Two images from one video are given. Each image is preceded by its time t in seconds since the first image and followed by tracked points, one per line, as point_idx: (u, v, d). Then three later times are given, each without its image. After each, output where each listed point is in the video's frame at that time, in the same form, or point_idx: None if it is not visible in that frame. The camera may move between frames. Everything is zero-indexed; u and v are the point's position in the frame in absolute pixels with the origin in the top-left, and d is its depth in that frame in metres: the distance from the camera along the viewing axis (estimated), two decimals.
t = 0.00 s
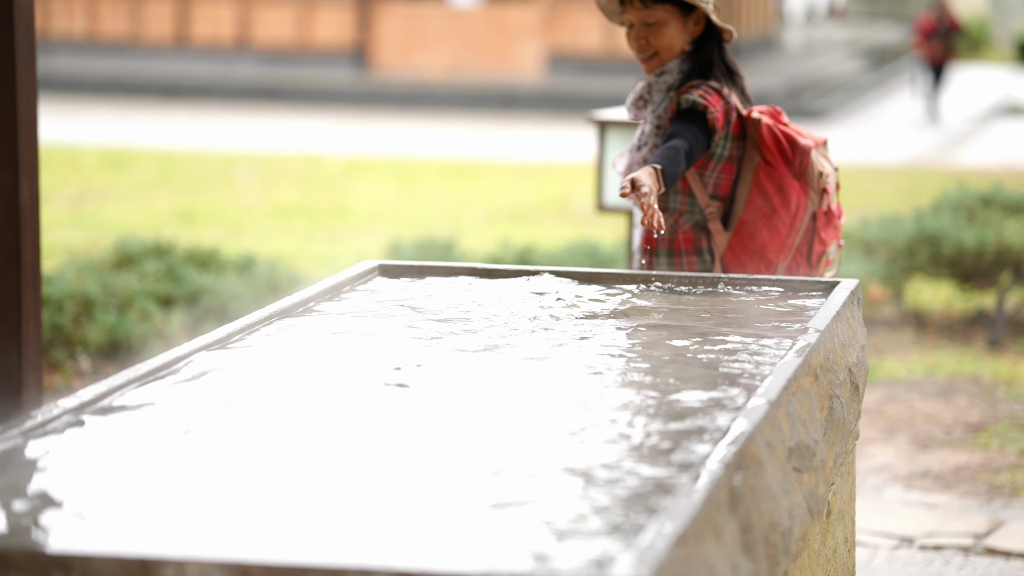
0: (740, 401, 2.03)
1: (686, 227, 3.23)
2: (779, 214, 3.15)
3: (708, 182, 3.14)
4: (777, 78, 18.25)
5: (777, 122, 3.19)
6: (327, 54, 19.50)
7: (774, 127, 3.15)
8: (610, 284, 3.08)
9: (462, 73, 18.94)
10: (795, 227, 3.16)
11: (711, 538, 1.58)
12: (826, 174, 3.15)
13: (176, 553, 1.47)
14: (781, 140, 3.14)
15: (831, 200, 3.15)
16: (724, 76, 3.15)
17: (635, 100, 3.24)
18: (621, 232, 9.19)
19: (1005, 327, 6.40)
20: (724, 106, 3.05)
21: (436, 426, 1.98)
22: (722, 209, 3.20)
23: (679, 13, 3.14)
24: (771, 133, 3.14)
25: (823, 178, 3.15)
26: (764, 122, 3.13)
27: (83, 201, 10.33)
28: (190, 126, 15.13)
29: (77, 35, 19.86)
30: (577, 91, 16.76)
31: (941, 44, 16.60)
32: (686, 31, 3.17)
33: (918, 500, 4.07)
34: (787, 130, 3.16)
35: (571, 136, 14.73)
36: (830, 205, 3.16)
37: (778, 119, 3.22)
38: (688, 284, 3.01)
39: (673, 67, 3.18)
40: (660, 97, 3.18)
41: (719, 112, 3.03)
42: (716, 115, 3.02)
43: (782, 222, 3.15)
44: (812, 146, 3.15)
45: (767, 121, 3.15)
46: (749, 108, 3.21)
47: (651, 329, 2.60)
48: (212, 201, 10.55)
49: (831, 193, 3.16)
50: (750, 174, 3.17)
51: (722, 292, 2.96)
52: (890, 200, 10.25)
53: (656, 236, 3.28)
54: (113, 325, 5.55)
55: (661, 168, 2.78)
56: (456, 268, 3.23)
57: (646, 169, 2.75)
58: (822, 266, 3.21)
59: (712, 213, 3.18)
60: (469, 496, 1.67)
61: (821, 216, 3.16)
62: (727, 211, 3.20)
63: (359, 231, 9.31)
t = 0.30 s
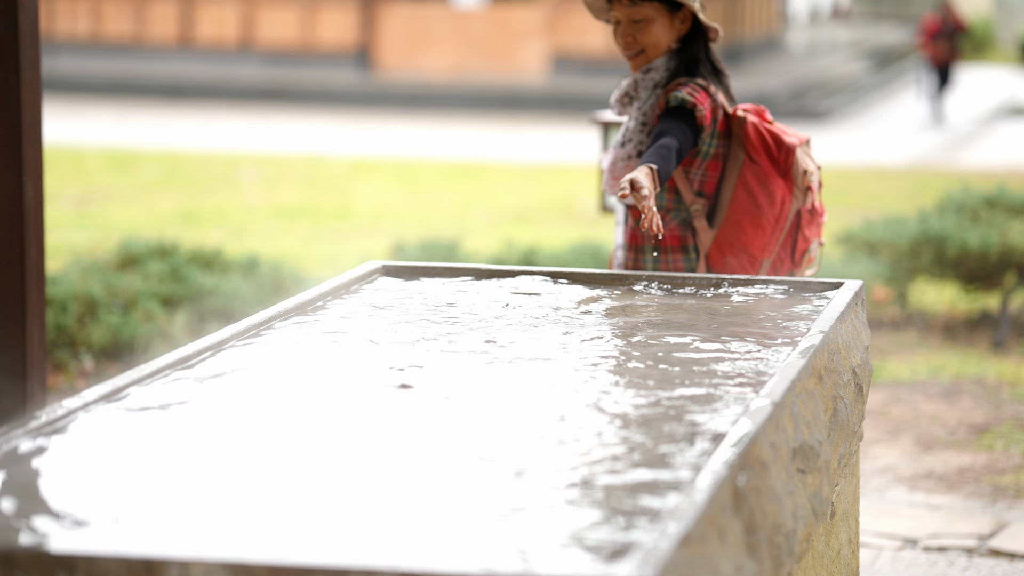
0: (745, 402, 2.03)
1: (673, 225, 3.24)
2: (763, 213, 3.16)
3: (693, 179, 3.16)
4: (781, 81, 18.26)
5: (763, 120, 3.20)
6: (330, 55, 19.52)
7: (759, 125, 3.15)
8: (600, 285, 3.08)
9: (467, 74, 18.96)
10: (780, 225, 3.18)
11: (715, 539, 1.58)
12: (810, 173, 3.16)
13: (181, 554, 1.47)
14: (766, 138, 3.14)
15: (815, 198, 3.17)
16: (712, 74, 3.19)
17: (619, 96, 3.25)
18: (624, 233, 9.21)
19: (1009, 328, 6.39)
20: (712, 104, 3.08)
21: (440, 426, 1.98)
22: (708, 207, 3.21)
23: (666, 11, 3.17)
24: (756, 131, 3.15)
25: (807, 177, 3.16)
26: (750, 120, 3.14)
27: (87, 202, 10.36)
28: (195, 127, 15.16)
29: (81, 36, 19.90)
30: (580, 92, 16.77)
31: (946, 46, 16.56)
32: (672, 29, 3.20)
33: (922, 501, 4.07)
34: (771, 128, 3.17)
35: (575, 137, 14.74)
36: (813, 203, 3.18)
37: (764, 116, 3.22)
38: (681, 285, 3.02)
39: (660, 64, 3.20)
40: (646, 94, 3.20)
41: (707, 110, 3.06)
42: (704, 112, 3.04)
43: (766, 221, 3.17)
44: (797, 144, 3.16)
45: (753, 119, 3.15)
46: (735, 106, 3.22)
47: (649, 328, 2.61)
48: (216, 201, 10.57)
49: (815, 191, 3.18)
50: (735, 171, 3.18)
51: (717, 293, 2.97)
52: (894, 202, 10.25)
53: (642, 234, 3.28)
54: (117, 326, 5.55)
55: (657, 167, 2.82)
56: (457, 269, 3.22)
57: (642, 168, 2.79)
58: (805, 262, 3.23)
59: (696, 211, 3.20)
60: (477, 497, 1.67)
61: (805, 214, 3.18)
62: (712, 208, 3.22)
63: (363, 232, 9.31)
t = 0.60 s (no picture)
0: (753, 402, 2.03)
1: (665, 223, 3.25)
2: (756, 209, 3.19)
3: (685, 176, 3.18)
4: (786, 82, 18.29)
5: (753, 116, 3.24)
6: (336, 55, 19.55)
7: (749, 122, 3.19)
8: (600, 284, 3.08)
9: (472, 75, 18.98)
10: (772, 221, 3.22)
11: (722, 540, 1.58)
12: (801, 169, 3.20)
13: (187, 553, 1.47)
14: (757, 134, 3.19)
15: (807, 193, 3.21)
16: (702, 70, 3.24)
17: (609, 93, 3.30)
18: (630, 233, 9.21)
19: (1015, 329, 6.38)
20: (703, 101, 3.13)
21: (448, 426, 1.98)
22: (699, 204, 3.24)
23: (655, 8, 3.20)
24: (747, 128, 3.18)
25: (798, 173, 3.20)
26: (741, 117, 3.18)
27: (93, 202, 10.38)
28: (201, 127, 15.17)
29: (87, 37, 19.94)
30: (586, 93, 16.77)
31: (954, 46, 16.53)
32: (661, 26, 3.23)
33: (928, 502, 4.06)
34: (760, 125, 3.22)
35: (581, 138, 14.73)
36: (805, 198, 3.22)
37: (751, 114, 3.23)
38: (678, 284, 3.03)
39: (650, 62, 3.23)
40: (637, 91, 3.23)
41: (699, 108, 3.10)
42: (697, 110, 3.08)
43: (759, 217, 3.20)
44: (787, 141, 3.20)
45: (744, 116, 3.19)
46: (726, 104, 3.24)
47: (654, 327, 2.62)
48: (222, 201, 10.59)
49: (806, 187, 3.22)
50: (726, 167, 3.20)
51: (719, 292, 2.98)
52: (901, 202, 10.24)
53: (633, 231, 3.30)
54: (124, 326, 5.56)
55: (654, 167, 2.84)
56: (465, 270, 3.23)
57: (639, 168, 2.81)
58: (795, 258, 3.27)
59: (689, 208, 3.21)
60: (481, 495, 1.67)
61: (797, 210, 3.21)
62: (703, 205, 3.24)
63: (369, 233, 9.31)
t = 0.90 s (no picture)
0: (760, 402, 2.03)
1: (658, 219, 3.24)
2: (751, 203, 3.21)
3: (679, 172, 3.19)
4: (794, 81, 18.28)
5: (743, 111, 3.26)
6: (344, 55, 19.57)
7: (742, 116, 3.21)
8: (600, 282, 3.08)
9: (480, 74, 18.97)
10: (766, 215, 3.24)
11: (729, 538, 1.58)
12: (793, 162, 3.23)
13: (196, 551, 1.47)
14: (750, 129, 3.21)
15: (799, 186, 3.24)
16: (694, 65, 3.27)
17: (601, 89, 3.31)
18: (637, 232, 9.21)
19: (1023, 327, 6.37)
20: (697, 97, 3.15)
21: (465, 426, 1.98)
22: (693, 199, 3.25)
23: (646, 4, 3.23)
24: (740, 123, 3.20)
25: (791, 167, 3.23)
26: (733, 112, 3.20)
27: (101, 201, 10.37)
28: (208, 126, 15.17)
29: (94, 36, 19.95)
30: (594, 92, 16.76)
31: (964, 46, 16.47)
32: (652, 22, 3.26)
33: (936, 501, 4.06)
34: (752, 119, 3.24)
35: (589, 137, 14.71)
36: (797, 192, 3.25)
37: (742, 109, 3.26)
38: (676, 282, 3.04)
39: (642, 58, 3.26)
40: (629, 87, 3.26)
41: (694, 104, 3.12)
42: (691, 107, 3.11)
43: (753, 212, 3.22)
44: (780, 135, 3.23)
45: (736, 111, 3.22)
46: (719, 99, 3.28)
47: (663, 327, 2.62)
48: (229, 201, 10.58)
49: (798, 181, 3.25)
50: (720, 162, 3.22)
51: (724, 292, 2.97)
52: (909, 201, 10.23)
53: (626, 226, 3.30)
54: (131, 324, 5.57)
55: (654, 164, 2.87)
56: (473, 270, 3.22)
57: (638, 167, 2.83)
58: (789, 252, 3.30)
59: (683, 204, 3.22)
60: (481, 492, 1.68)
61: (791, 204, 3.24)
62: (697, 200, 3.25)
63: (376, 233, 9.30)
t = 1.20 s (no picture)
0: (772, 399, 2.02)
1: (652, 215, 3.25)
2: (745, 198, 3.22)
3: (672, 167, 3.21)
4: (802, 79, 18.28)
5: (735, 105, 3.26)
6: (352, 54, 19.62)
7: (733, 112, 3.21)
8: (602, 282, 3.07)
9: (487, 72, 18.99)
10: (760, 209, 3.25)
11: (739, 537, 1.58)
12: (785, 156, 3.24)
13: (207, 549, 1.47)
14: (742, 124, 3.22)
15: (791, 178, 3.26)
16: (684, 60, 3.28)
17: (593, 88, 3.30)
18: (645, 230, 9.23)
19: None
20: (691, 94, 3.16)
21: (473, 425, 1.98)
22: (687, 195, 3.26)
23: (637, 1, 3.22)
24: (732, 117, 3.21)
25: (783, 160, 3.24)
26: (725, 108, 3.21)
27: (109, 199, 10.38)
28: (216, 125, 15.18)
29: (103, 35, 19.97)
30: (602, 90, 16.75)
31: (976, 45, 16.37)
32: (643, 18, 3.26)
33: (946, 500, 4.05)
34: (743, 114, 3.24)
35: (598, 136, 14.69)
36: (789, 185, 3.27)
37: (734, 104, 3.27)
38: (675, 281, 3.04)
39: (634, 54, 3.26)
40: (623, 83, 3.25)
41: (687, 101, 3.13)
42: (685, 103, 3.12)
43: (748, 207, 3.22)
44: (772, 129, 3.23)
45: (729, 106, 3.22)
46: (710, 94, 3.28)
47: (671, 324, 2.62)
48: (237, 199, 10.58)
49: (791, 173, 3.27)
50: (712, 157, 3.23)
51: (730, 289, 2.98)
52: (917, 199, 10.22)
53: (621, 222, 3.29)
54: (140, 323, 5.58)
55: (654, 162, 2.88)
56: (480, 268, 3.23)
57: (640, 164, 2.83)
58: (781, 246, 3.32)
59: (677, 199, 3.24)
60: (487, 491, 1.68)
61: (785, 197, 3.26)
62: (691, 196, 3.26)
63: (384, 230, 9.30)
